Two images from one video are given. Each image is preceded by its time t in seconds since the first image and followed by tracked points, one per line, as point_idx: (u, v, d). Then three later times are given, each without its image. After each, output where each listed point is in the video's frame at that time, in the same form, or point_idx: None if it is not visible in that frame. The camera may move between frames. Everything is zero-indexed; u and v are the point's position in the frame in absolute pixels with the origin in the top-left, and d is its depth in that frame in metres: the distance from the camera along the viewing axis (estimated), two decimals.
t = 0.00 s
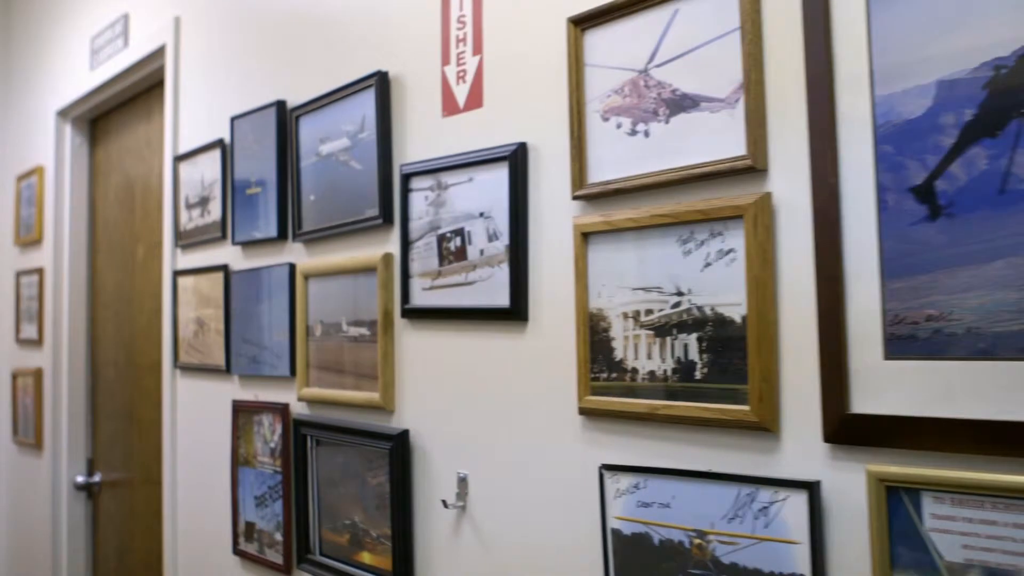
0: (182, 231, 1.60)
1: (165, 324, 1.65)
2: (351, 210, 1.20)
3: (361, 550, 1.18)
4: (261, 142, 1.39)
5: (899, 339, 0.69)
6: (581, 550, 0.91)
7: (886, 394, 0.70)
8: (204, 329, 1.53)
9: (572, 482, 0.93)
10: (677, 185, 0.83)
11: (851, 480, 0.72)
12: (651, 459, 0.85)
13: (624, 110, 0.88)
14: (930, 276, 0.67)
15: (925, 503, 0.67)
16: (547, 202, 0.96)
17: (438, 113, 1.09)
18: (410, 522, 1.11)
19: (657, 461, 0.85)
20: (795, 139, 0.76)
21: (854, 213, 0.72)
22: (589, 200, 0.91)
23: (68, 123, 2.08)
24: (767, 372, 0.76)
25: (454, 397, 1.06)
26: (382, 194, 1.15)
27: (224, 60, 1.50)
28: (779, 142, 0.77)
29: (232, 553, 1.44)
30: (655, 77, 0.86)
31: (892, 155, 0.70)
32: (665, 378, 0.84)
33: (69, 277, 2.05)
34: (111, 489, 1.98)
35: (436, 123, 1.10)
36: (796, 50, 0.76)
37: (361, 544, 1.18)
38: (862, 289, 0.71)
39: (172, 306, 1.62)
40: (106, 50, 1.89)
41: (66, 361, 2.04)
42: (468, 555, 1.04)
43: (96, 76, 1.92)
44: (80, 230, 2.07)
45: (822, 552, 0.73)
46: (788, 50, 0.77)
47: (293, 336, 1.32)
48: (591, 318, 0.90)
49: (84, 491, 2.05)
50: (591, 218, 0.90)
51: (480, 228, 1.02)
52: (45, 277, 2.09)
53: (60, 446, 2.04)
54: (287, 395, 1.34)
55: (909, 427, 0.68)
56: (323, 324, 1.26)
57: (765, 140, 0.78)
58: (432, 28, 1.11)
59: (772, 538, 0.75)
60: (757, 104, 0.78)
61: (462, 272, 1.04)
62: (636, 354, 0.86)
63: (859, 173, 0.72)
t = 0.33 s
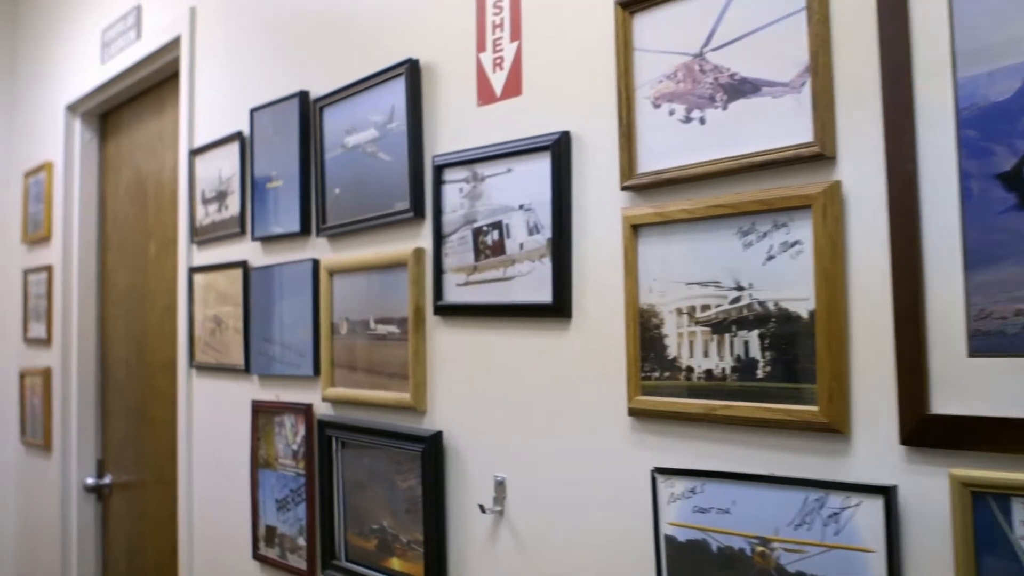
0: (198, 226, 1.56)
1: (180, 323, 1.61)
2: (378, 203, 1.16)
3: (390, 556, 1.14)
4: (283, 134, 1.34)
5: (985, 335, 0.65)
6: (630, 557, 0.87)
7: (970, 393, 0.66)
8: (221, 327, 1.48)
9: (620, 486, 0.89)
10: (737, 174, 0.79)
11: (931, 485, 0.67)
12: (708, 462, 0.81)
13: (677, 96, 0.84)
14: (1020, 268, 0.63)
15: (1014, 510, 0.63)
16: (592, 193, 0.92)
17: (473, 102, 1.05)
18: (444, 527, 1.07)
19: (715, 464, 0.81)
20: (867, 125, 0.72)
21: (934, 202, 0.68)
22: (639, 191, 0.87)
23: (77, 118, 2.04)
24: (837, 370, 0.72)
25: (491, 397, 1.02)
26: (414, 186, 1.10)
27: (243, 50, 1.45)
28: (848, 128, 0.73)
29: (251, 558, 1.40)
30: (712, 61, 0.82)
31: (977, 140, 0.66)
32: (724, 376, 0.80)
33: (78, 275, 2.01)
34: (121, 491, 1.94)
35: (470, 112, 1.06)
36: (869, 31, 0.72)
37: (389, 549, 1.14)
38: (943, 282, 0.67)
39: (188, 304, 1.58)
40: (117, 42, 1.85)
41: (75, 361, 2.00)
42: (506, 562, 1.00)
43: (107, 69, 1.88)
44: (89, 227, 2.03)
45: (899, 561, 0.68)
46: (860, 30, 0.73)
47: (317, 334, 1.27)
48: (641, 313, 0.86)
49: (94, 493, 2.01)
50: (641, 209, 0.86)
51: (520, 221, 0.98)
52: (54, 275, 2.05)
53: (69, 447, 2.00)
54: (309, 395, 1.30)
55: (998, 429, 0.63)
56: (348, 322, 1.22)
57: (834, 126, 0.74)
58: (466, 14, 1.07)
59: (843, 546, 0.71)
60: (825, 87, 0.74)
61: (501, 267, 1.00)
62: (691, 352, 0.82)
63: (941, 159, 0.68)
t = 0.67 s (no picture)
0: (214, 222, 1.52)
1: (194, 321, 1.56)
2: (406, 197, 1.12)
3: (420, 562, 1.10)
4: (304, 126, 1.30)
5: None
6: (683, 565, 0.83)
7: None
8: (239, 325, 1.44)
9: (671, 491, 0.85)
10: (799, 162, 0.75)
11: (1017, 490, 0.63)
12: (768, 465, 0.77)
13: (734, 82, 0.80)
14: None
15: None
16: (639, 184, 0.88)
17: (510, 91, 1.01)
18: (478, 532, 1.03)
19: (776, 467, 0.77)
20: (943, 109, 0.68)
21: (1019, 190, 0.64)
22: (691, 181, 0.83)
23: (86, 113, 2.00)
24: (912, 369, 0.68)
25: (529, 397, 0.98)
26: (445, 179, 1.06)
27: (262, 41, 1.41)
28: (922, 113, 0.69)
29: (271, 563, 1.36)
30: (772, 44, 0.78)
31: None
32: (786, 375, 0.76)
33: (86, 273, 1.97)
34: (131, 493, 1.90)
35: (505, 101, 1.02)
36: (946, 10, 0.68)
37: (419, 555, 1.10)
38: None
39: (203, 301, 1.54)
40: (128, 34, 1.81)
41: (84, 360, 1.96)
42: (545, 569, 0.96)
43: (118, 62, 1.84)
44: (98, 224, 1.99)
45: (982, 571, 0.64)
46: (935, 10, 0.69)
47: (341, 332, 1.23)
48: (694, 309, 0.82)
49: (103, 495, 1.97)
50: (694, 200, 0.82)
51: (562, 213, 0.94)
52: (62, 273, 2.00)
53: (79, 448, 1.96)
54: (333, 395, 1.26)
55: None
56: (375, 319, 1.18)
57: (906, 111, 0.70)
58: None
59: (919, 554, 0.67)
60: (897, 70, 0.70)
61: (540, 261, 0.96)
62: (749, 349, 0.78)
63: None
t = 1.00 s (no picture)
0: (229, 218, 1.48)
1: (208, 319, 1.53)
2: (433, 190, 1.09)
3: (448, 567, 1.06)
4: (324, 118, 1.27)
5: None
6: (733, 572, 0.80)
7: None
8: (255, 323, 1.41)
9: (720, 494, 0.81)
10: (860, 151, 0.72)
11: None
12: (825, 468, 0.74)
13: (788, 67, 0.77)
14: None
15: None
16: (683, 176, 0.84)
17: (545, 80, 0.97)
18: (511, 537, 0.99)
19: (835, 471, 0.73)
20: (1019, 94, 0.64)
21: None
22: (741, 171, 0.79)
23: (94, 108, 1.97)
24: (986, 367, 0.65)
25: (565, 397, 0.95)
26: (475, 171, 1.03)
27: (279, 31, 1.38)
28: (994, 98, 0.66)
29: (289, 568, 1.32)
30: (829, 27, 0.74)
31: None
32: (846, 375, 0.72)
33: (95, 271, 1.93)
34: (140, 495, 1.87)
35: (540, 90, 0.98)
36: None
37: (447, 561, 1.06)
38: None
39: (218, 299, 1.50)
40: (138, 27, 1.77)
41: (93, 359, 1.93)
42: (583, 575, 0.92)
43: (127, 55, 1.80)
44: (107, 221, 1.95)
45: None
46: None
47: (364, 330, 1.20)
48: (745, 305, 0.79)
49: (112, 497, 1.93)
50: (746, 191, 0.79)
51: (602, 206, 0.90)
52: (69, 272, 1.97)
53: (87, 449, 1.92)
54: (354, 395, 1.22)
55: None
56: (400, 317, 1.14)
57: (977, 96, 0.66)
58: None
59: (994, 563, 0.64)
60: (968, 53, 0.66)
61: (579, 256, 0.92)
62: (806, 347, 0.75)
63: None
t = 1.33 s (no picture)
0: (246, 213, 1.45)
1: (225, 317, 1.49)
2: (464, 183, 1.05)
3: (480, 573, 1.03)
4: (348, 110, 1.23)
5: None
6: None
7: None
8: (274, 321, 1.37)
9: (776, 498, 0.78)
10: (929, 137, 0.68)
11: None
12: (891, 471, 0.70)
13: (849, 50, 0.73)
14: None
15: None
16: (735, 166, 0.81)
17: (585, 67, 0.94)
18: (548, 542, 0.96)
19: (902, 474, 0.70)
20: None
21: None
22: (799, 161, 0.76)
23: (104, 103, 1.93)
24: None
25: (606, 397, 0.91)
26: (509, 162, 0.99)
27: (300, 21, 1.34)
28: None
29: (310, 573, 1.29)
30: (896, 8, 0.70)
31: None
32: (914, 373, 0.69)
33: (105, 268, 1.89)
34: (150, 497, 1.83)
35: (579, 79, 0.94)
36: None
37: (479, 567, 1.03)
38: None
39: (235, 296, 1.46)
40: (150, 19, 1.73)
41: (103, 358, 1.89)
42: None
43: (139, 48, 1.76)
44: (117, 218, 1.92)
45: None
46: None
47: (390, 328, 1.16)
48: (804, 300, 0.75)
49: (122, 499, 1.90)
50: (804, 180, 0.75)
51: (647, 197, 0.87)
52: (79, 270, 1.93)
53: (96, 449, 1.88)
54: (379, 395, 1.18)
55: None
56: (428, 314, 1.10)
57: None
58: None
59: None
60: None
61: (622, 250, 0.89)
62: (870, 345, 0.71)
63: None
